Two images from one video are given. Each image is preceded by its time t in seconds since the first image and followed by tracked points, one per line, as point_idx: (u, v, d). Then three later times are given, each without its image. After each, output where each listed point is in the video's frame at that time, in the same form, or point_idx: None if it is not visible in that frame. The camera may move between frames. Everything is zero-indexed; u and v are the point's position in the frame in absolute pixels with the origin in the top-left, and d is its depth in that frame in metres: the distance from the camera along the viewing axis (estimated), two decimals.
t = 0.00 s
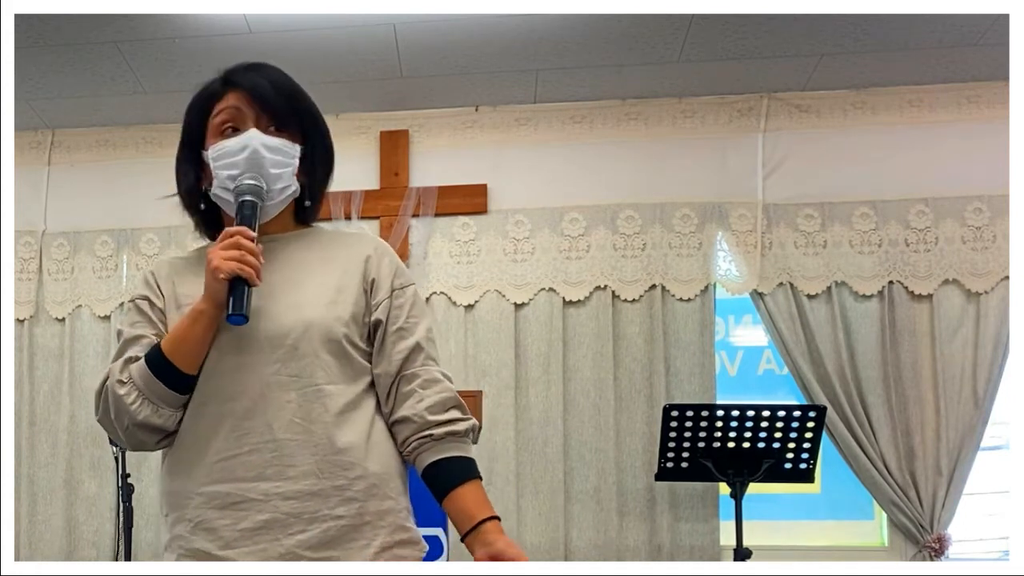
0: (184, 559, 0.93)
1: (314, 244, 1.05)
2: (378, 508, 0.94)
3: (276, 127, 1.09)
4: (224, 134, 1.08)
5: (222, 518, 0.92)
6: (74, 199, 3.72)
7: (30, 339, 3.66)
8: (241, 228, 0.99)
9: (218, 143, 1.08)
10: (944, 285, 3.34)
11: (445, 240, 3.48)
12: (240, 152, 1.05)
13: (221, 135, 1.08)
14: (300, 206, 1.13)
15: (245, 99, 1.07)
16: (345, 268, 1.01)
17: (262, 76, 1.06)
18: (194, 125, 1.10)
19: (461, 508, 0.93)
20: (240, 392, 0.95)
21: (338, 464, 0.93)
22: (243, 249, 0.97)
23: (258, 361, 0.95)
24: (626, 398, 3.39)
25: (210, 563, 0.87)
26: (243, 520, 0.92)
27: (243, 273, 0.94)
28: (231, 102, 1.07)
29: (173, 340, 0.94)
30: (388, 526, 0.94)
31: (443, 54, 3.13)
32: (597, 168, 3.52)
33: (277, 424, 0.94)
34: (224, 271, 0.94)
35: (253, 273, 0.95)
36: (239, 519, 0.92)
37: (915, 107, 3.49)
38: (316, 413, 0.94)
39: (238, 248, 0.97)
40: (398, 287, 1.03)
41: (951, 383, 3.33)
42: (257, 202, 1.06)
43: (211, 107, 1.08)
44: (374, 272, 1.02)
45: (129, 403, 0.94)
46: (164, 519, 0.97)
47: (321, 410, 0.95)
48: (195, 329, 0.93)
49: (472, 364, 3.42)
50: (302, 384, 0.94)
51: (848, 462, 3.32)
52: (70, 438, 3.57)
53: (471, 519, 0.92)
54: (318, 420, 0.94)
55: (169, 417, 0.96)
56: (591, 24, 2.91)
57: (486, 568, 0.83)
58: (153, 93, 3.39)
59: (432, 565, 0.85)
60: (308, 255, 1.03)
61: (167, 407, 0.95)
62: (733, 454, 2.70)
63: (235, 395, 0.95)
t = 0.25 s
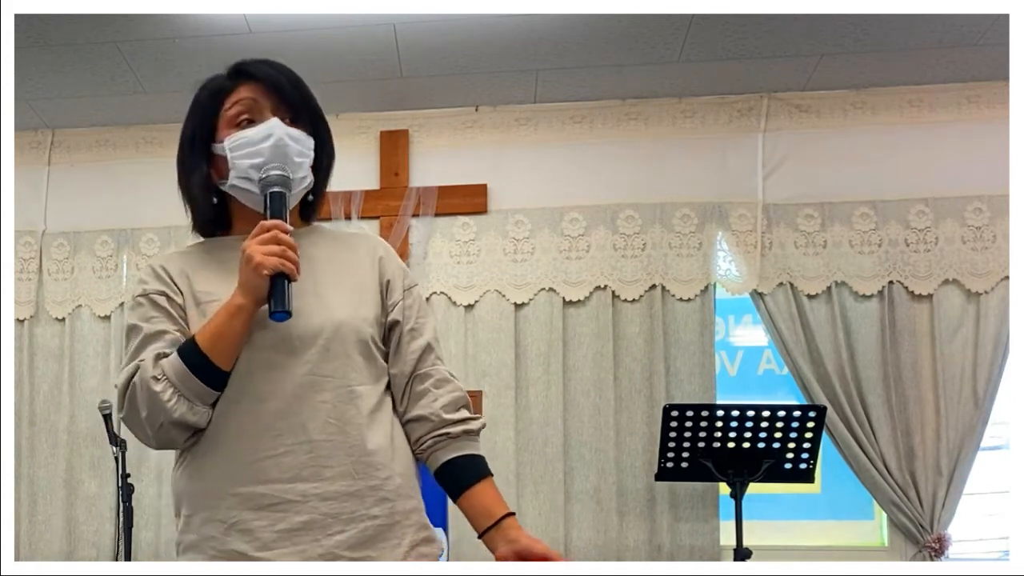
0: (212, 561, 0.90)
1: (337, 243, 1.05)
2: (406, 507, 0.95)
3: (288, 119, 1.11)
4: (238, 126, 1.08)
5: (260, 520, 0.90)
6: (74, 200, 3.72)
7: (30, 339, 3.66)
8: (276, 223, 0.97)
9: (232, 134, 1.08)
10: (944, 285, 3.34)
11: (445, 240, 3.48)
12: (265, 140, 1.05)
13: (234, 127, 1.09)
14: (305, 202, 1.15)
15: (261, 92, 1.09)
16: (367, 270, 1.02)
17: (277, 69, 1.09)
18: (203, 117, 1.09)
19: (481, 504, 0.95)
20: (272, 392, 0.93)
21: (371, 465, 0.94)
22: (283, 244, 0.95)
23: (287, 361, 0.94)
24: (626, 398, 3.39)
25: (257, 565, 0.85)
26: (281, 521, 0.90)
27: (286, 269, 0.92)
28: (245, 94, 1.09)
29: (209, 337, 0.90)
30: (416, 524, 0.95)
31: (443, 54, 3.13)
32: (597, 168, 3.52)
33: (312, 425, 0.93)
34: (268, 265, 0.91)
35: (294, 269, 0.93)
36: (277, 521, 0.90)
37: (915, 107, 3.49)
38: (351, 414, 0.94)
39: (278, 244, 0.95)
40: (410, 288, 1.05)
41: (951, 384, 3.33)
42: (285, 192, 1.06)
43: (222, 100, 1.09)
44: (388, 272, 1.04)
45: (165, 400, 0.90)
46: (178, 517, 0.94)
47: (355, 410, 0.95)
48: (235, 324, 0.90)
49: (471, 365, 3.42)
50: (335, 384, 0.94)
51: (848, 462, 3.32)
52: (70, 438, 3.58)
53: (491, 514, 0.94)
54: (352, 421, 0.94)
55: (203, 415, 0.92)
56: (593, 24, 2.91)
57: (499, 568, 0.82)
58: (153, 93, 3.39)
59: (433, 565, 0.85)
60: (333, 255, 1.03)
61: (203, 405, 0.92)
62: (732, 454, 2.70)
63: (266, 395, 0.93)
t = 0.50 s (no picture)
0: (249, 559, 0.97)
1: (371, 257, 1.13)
2: (436, 512, 1.04)
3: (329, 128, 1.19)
4: (279, 134, 1.16)
5: (300, 520, 0.98)
6: (74, 200, 3.72)
7: (30, 339, 3.66)
8: (327, 232, 1.04)
9: (275, 142, 1.15)
10: (944, 285, 3.34)
11: (445, 240, 3.48)
12: (309, 153, 1.14)
13: (277, 135, 1.16)
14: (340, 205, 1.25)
15: (302, 100, 1.17)
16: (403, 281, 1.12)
17: (317, 80, 1.16)
18: (245, 124, 1.15)
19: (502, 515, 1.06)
20: (314, 395, 1.01)
21: (408, 469, 1.03)
22: (334, 255, 1.03)
23: (328, 366, 1.02)
24: (626, 398, 3.39)
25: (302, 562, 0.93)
26: (320, 521, 0.98)
27: (336, 278, 1.01)
28: (287, 103, 1.16)
29: (259, 338, 0.97)
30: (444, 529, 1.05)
31: (444, 54, 3.14)
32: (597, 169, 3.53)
33: (352, 428, 1.01)
34: (320, 274, 0.99)
35: (343, 278, 1.02)
36: (315, 521, 0.98)
37: (915, 107, 3.49)
38: (389, 419, 1.03)
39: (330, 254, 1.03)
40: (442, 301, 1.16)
41: (951, 383, 3.34)
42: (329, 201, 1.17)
43: (264, 106, 1.15)
44: (425, 283, 1.14)
45: (207, 401, 0.96)
46: (209, 514, 1.00)
47: (394, 415, 1.04)
48: (286, 326, 0.98)
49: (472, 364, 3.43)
50: (372, 391, 1.03)
51: (848, 462, 3.32)
52: (69, 438, 3.58)
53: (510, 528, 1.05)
54: (388, 427, 1.03)
55: (241, 416, 0.99)
56: (594, 24, 2.91)
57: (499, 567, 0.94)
58: (153, 93, 3.39)
59: (432, 565, 0.95)
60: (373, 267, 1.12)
61: (242, 407, 0.99)
62: (733, 454, 2.70)
63: (307, 398, 1.01)
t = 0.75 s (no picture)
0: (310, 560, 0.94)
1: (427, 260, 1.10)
2: (497, 518, 1.01)
3: (391, 133, 1.15)
4: (341, 141, 1.13)
5: (364, 522, 0.95)
6: (73, 199, 3.72)
7: (30, 339, 3.66)
8: (394, 238, 1.02)
9: (337, 149, 1.12)
10: (944, 285, 3.34)
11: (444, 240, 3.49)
12: (371, 159, 1.10)
13: (338, 141, 1.13)
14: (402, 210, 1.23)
15: (364, 106, 1.13)
16: (462, 284, 1.09)
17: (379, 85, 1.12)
18: (306, 131, 1.12)
19: (568, 517, 1.02)
20: (380, 398, 0.98)
21: (471, 474, 0.99)
22: (402, 260, 1.00)
23: (392, 369, 0.99)
24: (626, 398, 3.39)
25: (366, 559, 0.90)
26: (384, 524, 0.95)
27: (405, 284, 0.98)
28: (350, 110, 1.13)
29: (327, 344, 0.94)
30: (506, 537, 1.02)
31: (444, 54, 3.13)
32: (599, 168, 3.52)
33: (418, 432, 0.98)
34: (390, 279, 0.96)
35: (411, 283, 0.99)
36: (379, 523, 0.95)
37: (915, 107, 3.49)
38: (453, 423, 1.00)
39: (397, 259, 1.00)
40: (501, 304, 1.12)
41: (951, 383, 3.34)
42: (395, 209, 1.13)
43: (325, 113, 1.12)
44: (485, 287, 1.11)
45: (275, 404, 0.93)
46: (267, 514, 0.97)
47: (459, 419, 1.00)
48: (354, 333, 0.95)
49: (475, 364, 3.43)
50: (440, 394, 1.00)
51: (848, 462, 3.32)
52: (70, 438, 3.58)
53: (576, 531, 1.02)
54: (452, 430, 1.00)
55: (307, 421, 0.96)
56: (596, 24, 2.91)
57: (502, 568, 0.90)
58: (152, 93, 3.39)
59: (432, 565, 0.90)
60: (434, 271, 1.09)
61: (309, 411, 0.96)
62: (732, 454, 2.70)
63: (373, 401, 0.98)
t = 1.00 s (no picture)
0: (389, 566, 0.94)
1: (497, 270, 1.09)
2: (571, 528, 1.00)
3: (472, 146, 1.15)
4: (422, 154, 1.12)
5: (444, 532, 0.94)
6: (74, 200, 3.72)
7: (30, 340, 3.66)
8: (476, 257, 1.02)
9: (418, 162, 1.11)
10: (944, 285, 3.34)
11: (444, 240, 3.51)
12: (451, 174, 1.10)
13: (419, 154, 1.12)
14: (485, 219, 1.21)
15: (446, 120, 1.13)
16: (535, 295, 1.08)
17: (459, 97, 1.12)
18: (388, 143, 1.12)
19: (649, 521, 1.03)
20: (457, 408, 0.98)
21: (547, 484, 0.98)
22: (483, 278, 1.00)
23: (466, 379, 0.99)
24: (626, 398, 3.38)
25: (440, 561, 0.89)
26: (462, 534, 0.95)
27: (487, 303, 0.97)
28: (431, 122, 1.12)
29: (406, 361, 0.94)
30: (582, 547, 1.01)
31: (445, 54, 3.13)
32: (601, 168, 3.52)
33: (495, 443, 0.97)
34: (473, 299, 0.96)
35: (492, 302, 0.99)
36: (459, 533, 0.95)
37: (915, 107, 3.49)
38: (530, 433, 0.99)
39: (478, 278, 1.00)
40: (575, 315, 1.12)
41: (951, 383, 3.34)
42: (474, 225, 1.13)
43: (406, 126, 1.12)
44: (560, 298, 1.11)
45: (353, 419, 0.94)
46: (344, 523, 0.98)
47: (535, 431, 1.00)
48: (435, 350, 0.95)
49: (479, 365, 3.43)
50: (519, 405, 1.00)
51: (848, 462, 3.32)
52: (69, 438, 3.58)
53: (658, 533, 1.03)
54: (530, 440, 0.99)
55: (384, 434, 0.96)
56: (597, 24, 2.91)
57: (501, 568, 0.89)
58: (152, 93, 3.39)
59: (433, 566, 0.91)
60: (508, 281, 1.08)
61: (386, 425, 0.96)
62: (733, 454, 2.70)
63: (452, 413, 0.98)
